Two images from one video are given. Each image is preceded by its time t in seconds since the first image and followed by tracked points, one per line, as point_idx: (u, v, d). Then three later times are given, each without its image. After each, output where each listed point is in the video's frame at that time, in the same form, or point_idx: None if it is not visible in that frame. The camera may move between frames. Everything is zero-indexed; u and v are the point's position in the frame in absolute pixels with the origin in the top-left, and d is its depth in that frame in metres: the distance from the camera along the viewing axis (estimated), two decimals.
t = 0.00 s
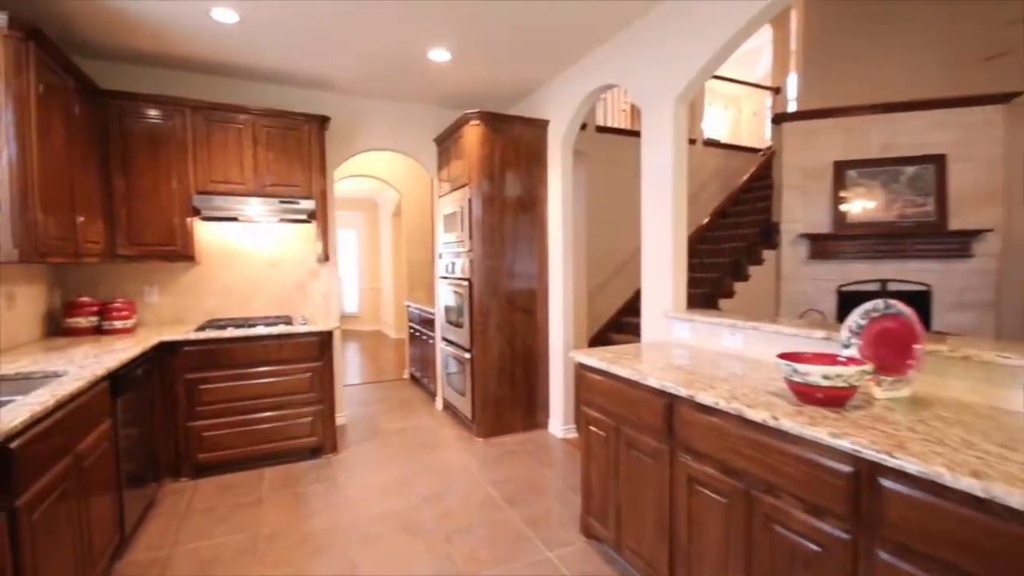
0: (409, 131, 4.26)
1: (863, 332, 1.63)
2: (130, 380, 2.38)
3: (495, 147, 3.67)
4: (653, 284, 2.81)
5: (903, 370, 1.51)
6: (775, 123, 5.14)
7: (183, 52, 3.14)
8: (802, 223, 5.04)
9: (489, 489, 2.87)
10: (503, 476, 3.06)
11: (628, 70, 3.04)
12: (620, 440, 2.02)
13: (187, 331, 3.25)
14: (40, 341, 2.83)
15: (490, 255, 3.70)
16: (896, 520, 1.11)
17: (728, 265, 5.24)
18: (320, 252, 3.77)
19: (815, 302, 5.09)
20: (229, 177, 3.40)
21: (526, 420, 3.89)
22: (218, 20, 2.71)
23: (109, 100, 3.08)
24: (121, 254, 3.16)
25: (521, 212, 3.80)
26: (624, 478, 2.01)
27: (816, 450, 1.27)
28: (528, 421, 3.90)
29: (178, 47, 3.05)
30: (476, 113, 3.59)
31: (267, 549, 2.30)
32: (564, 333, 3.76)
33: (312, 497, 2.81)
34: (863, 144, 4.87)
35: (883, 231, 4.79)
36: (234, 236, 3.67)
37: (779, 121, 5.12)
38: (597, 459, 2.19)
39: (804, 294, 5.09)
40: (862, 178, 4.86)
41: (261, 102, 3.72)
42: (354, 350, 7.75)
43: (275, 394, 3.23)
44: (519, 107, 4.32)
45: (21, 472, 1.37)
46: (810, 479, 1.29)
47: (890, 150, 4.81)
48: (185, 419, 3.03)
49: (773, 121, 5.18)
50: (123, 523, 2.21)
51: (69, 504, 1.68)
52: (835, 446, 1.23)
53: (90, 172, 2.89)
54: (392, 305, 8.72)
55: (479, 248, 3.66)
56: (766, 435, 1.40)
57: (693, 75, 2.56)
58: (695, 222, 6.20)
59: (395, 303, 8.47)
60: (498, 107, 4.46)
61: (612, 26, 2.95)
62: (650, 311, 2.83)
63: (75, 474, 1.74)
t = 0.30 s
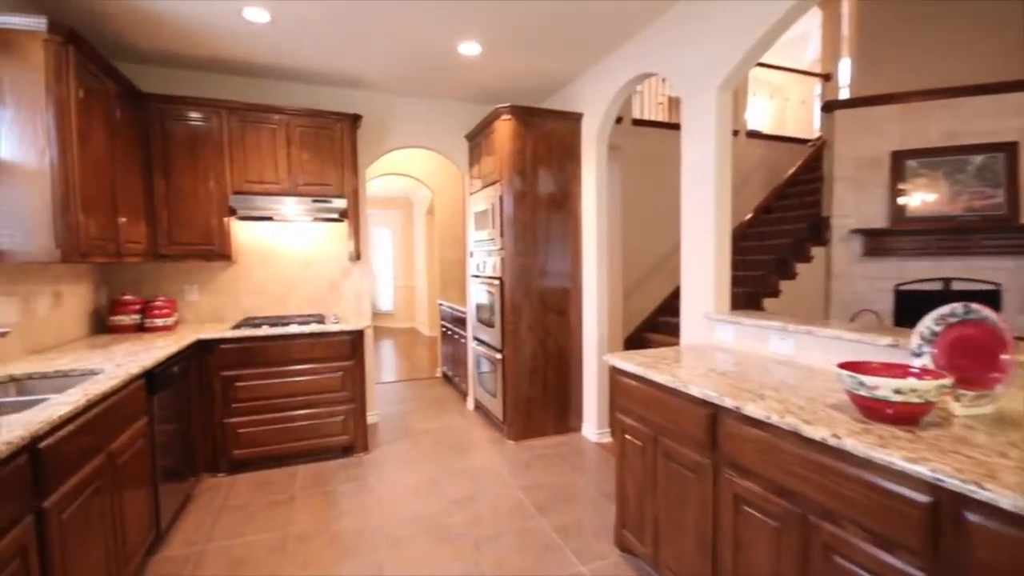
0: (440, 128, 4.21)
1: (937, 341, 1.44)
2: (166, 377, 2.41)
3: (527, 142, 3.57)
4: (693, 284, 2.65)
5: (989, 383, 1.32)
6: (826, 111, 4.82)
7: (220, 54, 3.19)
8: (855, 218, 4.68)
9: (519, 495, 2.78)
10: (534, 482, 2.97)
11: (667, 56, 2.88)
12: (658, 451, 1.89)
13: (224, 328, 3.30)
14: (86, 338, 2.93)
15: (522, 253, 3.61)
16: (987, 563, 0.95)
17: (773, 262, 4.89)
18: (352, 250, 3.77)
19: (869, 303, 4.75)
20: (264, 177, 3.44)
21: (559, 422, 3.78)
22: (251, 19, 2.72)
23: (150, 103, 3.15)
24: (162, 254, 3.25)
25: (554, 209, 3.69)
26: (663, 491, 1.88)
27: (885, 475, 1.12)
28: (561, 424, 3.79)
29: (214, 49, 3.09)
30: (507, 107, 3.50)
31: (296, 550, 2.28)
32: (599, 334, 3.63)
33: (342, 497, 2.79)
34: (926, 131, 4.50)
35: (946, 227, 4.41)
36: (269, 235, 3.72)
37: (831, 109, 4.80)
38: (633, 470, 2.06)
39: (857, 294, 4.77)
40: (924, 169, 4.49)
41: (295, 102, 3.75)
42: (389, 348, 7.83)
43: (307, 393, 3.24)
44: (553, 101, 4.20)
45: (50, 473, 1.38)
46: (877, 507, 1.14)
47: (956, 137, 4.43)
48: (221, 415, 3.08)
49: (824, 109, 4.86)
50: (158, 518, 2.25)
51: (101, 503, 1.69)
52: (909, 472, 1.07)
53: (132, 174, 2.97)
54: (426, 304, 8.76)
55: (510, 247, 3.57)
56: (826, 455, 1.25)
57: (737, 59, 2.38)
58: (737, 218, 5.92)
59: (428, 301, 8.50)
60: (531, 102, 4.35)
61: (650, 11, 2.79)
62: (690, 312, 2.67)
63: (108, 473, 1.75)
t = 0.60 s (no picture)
0: (470, 125, 4.17)
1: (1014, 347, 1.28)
2: (200, 373, 2.46)
3: (558, 136, 3.48)
4: (734, 283, 2.50)
5: None
6: (879, 97, 4.51)
7: (255, 55, 3.24)
8: (912, 212, 4.40)
9: (549, 500, 2.71)
10: (564, 486, 2.89)
11: (704, 42, 2.72)
12: (695, 460, 1.78)
13: (259, 325, 3.36)
14: (130, 333, 3.03)
15: (553, 251, 3.52)
16: None
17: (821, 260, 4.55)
18: (383, 248, 3.78)
19: (927, 303, 4.42)
20: (298, 176, 3.48)
21: (590, 425, 3.68)
22: (281, 19, 2.74)
23: (190, 106, 3.24)
24: (202, 252, 3.34)
25: (586, 205, 3.59)
26: (700, 503, 1.76)
27: (956, 500, 0.99)
28: (593, 427, 3.69)
29: (249, 50, 3.14)
30: (538, 101, 3.41)
31: (324, 548, 2.29)
32: (632, 334, 3.51)
33: (371, 495, 2.79)
34: (994, 117, 4.14)
35: (1010, 221, 4.02)
36: (303, 233, 3.77)
37: (884, 96, 4.48)
38: (668, 479, 1.95)
39: (913, 294, 4.46)
40: (988, 159, 4.14)
41: (327, 102, 3.78)
42: (422, 345, 7.89)
43: (338, 389, 3.26)
44: (585, 95, 4.09)
45: (80, 467, 1.40)
46: (947, 536, 1.00)
47: None
48: (255, 411, 3.13)
49: (877, 95, 4.55)
50: (192, 511, 2.30)
51: (134, 497, 1.72)
52: (987, 498, 0.94)
53: (172, 175, 3.06)
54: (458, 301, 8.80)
55: (541, 244, 3.49)
56: (886, 474, 1.12)
57: (783, 42, 2.21)
58: (781, 213, 5.63)
59: (461, 299, 8.52)
60: (563, 96, 4.25)
61: None
62: (731, 313, 2.52)
63: (141, 467, 1.78)
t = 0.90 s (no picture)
0: (498, 121, 4.11)
1: None
2: (230, 369, 2.50)
3: (587, 131, 3.38)
4: (774, 282, 2.36)
5: None
6: (934, 84, 4.20)
7: (285, 55, 3.27)
8: (971, 207, 4.06)
9: (575, 505, 2.63)
10: (591, 491, 2.80)
11: (743, 28, 2.57)
12: (730, 471, 1.67)
13: (289, 322, 3.41)
14: (167, 329, 3.12)
15: (582, 248, 3.43)
16: None
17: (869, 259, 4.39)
18: (410, 246, 3.78)
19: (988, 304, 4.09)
20: (327, 175, 3.51)
21: (620, 427, 3.58)
22: (309, 18, 2.75)
23: (224, 107, 3.31)
24: (235, 251, 3.41)
25: (616, 201, 3.48)
26: (735, 517, 1.65)
27: None
28: (622, 430, 3.58)
29: (279, 50, 3.18)
30: (566, 95, 3.33)
31: (347, 546, 2.28)
32: (664, 334, 3.38)
33: (395, 493, 2.78)
34: None
35: None
36: (332, 231, 3.80)
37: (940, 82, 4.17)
38: (700, 489, 1.85)
39: (971, 294, 4.08)
40: None
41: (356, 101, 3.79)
42: (451, 343, 7.90)
43: (365, 387, 3.28)
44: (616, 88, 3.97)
45: (106, 462, 1.42)
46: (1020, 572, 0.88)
47: None
48: (285, 407, 3.17)
49: (932, 82, 4.23)
50: (221, 504, 2.34)
51: (162, 490, 1.75)
52: None
53: (206, 175, 3.13)
54: (488, 299, 8.79)
55: (569, 242, 3.41)
56: (947, 498, 1.00)
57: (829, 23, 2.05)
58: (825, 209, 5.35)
59: (491, 297, 8.51)
60: (593, 90, 4.14)
61: None
62: (770, 314, 2.38)
63: (169, 461, 1.81)
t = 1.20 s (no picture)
0: (527, 116, 4.03)
1: None
2: (259, 366, 2.53)
3: (618, 124, 3.26)
4: (818, 281, 2.20)
5: None
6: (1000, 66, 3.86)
7: (315, 54, 3.30)
8: None
9: (602, 511, 2.54)
10: (619, 496, 2.70)
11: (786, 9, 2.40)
12: (768, 485, 1.55)
13: (318, 319, 3.44)
14: (202, 325, 3.20)
15: (612, 246, 3.32)
16: None
17: (925, 254, 3.96)
18: (438, 243, 3.76)
19: None
20: (355, 172, 3.52)
21: (651, 431, 3.46)
22: (336, 15, 2.74)
23: (256, 107, 3.36)
24: (267, 248, 3.46)
25: (648, 196, 3.35)
26: (773, 535, 1.54)
27: None
28: (653, 433, 3.46)
29: (308, 49, 3.20)
30: (596, 87, 3.22)
31: (370, 545, 2.27)
32: (698, 335, 3.24)
33: (420, 493, 2.76)
34: None
35: None
36: (361, 229, 3.82)
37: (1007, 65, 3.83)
38: (735, 503, 1.73)
39: None
40: None
41: (384, 98, 3.79)
42: (481, 341, 7.89)
43: (391, 384, 3.27)
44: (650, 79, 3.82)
45: (129, 457, 1.43)
46: None
47: None
48: (313, 403, 3.20)
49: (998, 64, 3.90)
50: (249, 499, 2.37)
51: (187, 486, 1.77)
52: None
53: (239, 174, 3.18)
54: (518, 296, 8.74)
55: (599, 239, 3.30)
56: None
57: None
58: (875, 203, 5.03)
59: (521, 294, 8.45)
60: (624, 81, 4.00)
61: None
62: (814, 315, 2.22)
63: (194, 457, 1.83)
